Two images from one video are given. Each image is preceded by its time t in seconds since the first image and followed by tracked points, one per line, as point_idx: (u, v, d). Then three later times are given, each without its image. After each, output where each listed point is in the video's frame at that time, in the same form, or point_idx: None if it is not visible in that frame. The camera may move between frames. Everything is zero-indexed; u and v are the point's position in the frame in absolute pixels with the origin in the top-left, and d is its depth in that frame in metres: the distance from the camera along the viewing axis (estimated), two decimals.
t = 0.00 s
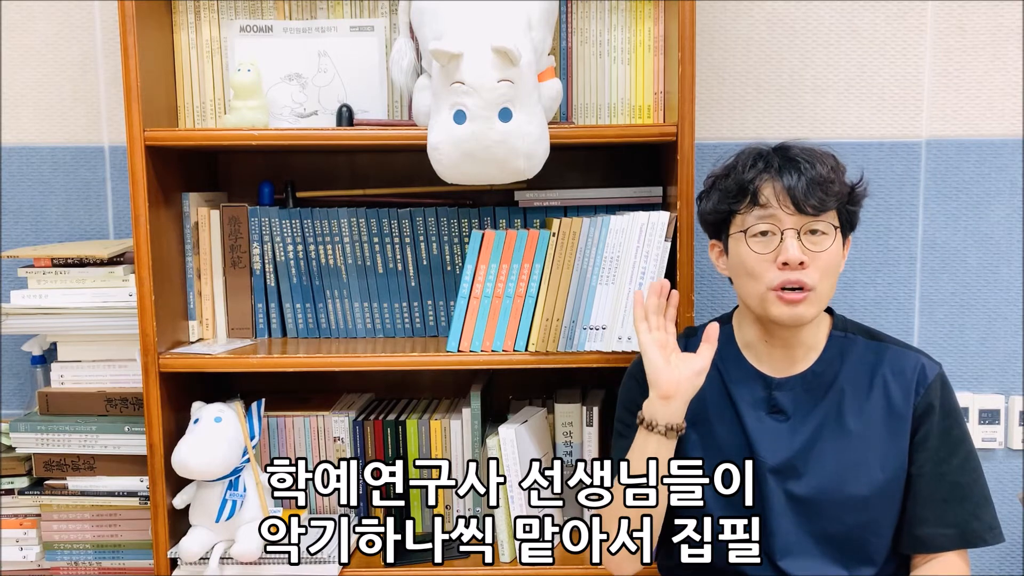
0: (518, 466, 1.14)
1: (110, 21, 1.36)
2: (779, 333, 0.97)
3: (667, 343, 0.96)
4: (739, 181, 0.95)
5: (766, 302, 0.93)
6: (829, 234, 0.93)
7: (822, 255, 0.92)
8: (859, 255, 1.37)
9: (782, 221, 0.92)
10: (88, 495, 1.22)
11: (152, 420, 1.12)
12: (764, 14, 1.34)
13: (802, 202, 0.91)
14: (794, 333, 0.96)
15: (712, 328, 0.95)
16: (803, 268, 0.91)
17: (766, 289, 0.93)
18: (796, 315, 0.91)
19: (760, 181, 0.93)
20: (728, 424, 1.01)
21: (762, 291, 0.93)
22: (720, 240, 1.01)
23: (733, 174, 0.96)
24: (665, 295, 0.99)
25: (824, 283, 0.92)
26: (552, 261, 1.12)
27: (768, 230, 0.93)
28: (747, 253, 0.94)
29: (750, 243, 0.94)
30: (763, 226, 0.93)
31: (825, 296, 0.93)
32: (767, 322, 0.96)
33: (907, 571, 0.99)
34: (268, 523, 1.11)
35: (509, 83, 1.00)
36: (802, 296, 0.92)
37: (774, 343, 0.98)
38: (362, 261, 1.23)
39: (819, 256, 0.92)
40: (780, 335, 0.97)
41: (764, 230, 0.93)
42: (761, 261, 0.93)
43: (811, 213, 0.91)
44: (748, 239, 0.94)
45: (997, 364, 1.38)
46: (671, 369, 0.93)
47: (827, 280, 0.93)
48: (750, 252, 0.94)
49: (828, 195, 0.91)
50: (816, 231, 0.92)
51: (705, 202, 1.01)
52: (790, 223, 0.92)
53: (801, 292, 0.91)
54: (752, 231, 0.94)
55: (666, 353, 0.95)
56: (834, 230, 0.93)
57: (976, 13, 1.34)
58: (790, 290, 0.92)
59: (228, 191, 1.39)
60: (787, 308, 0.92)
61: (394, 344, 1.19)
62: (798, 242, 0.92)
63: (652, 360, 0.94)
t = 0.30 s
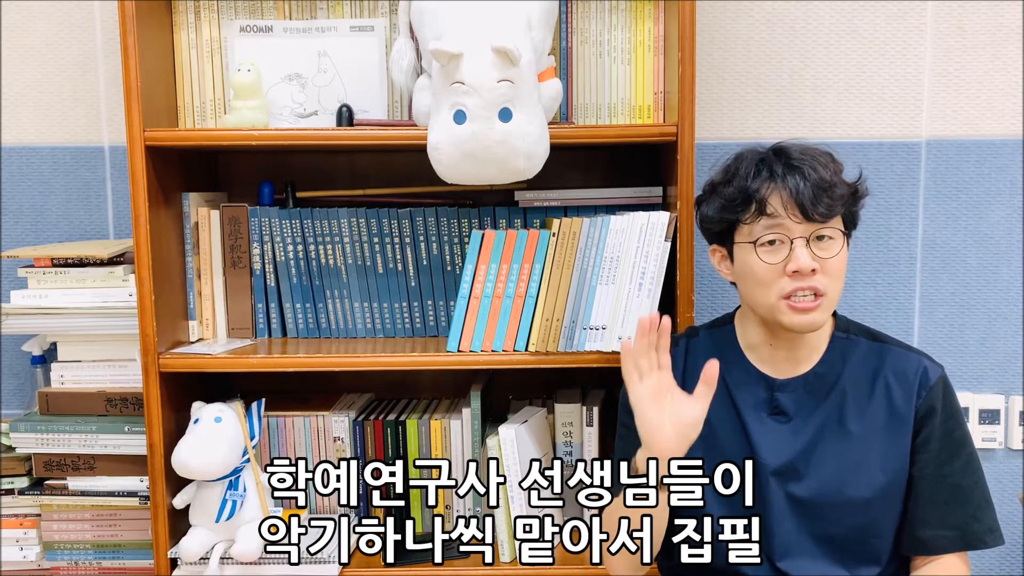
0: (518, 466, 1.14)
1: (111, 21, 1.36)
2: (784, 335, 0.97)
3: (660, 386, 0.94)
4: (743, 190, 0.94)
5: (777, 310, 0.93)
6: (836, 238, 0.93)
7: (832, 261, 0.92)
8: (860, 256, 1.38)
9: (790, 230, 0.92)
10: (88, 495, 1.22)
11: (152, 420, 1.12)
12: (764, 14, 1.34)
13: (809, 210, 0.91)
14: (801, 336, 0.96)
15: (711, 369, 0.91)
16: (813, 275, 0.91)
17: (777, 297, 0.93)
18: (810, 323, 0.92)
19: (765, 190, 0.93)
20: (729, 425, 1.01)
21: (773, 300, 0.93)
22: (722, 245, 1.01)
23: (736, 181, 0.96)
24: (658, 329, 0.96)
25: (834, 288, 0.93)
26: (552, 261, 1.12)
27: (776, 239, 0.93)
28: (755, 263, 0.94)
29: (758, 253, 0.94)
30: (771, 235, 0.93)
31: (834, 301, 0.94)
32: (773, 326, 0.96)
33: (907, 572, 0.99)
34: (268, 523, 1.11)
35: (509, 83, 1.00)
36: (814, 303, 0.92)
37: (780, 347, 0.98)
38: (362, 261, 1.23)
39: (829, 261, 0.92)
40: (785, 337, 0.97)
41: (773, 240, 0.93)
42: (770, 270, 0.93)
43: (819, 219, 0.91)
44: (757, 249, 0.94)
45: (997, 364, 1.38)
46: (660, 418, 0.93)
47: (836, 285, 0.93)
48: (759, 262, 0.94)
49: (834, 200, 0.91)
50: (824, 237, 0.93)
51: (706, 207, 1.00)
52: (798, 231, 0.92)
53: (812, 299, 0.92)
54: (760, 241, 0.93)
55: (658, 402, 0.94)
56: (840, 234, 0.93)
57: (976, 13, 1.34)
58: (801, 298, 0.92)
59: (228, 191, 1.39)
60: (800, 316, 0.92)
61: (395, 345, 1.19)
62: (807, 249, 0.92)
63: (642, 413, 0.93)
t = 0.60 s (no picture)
0: (518, 466, 1.14)
1: (110, 21, 1.36)
2: (784, 334, 0.97)
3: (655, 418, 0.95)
4: (748, 184, 0.94)
5: (773, 305, 0.93)
6: (838, 238, 0.93)
7: (831, 259, 0.92)
8: (860, 255, 1.38)
9: (792, 225, 0.92)
10: (88, 495, 1.22)
11: (151, 420, 1.12)
12: (764, 14, 1.34)
13: (813, 207, 0.91)
14: (800, 334, 0.96)
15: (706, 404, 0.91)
16: (811, 271, 0.92)
17: (774, 292, 0.93)
18: (803, 319, 0.92)
19: (771, 184, 0.93)
20: (730, 425, 1.01)
21: (770, 294, 0.93)
22: (723, 238, 1.01)
23: (742, 174, 0.96)
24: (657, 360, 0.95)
25: (832, 286, 0.93)
26: (552, 261, 1.12)
27: (777, 233, 0.93)
28: (755, 256, 0.94)
29: (759, 246, 0.94)
30: (772, 229, 0.93)
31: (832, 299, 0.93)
32: (772, 322, 0.96)
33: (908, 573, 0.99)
34: (268, 524, 1.11)
35: (509, 83, 1.00)
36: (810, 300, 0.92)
37: (778, 346, 0.98)
38: (362, 261, 1.23)
39: (828, 259, 0.92)
40: (785, 336, 0.97)
41: (774, 233, 0.93)
42: (770, 264, 0.93)
43: (822, 217, 0.91)
44: (757, 242, 0.94)
45: (997, 364, 1.38)
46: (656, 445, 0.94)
47: (834, 283, 0.93)
48: (759, 255, 0.94)
49: (839, 199, 0.91)
50: (825, 235, 0.93)
51: (711, 199, 1.00)
52: (800, 226, 0.92)
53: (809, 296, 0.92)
54: (761, 233, 0.94)
55: (653, 434, 0.94)
56: (842, 233, 0.93)
57: (976, 13, 1.34)
58: (797, 293, 0.92)
59: (228, 191, 1.39)
60: (795, 313, 0.92)
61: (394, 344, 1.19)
62: (808, 246, 0.92)
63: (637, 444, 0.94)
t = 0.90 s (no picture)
0: (518, 466, 1.14)
1: (110, 21, 1.36)
2: (784, 332, 0.97)
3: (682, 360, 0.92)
4: (745, 179, 0.95)
5: (770, 299, 0.93)
6: (835, 232, 0.93)
7: (828, 252, 0.92)
8: (860, 255, 1.38)
9: (788, 218, 0.92)
10: (88, 495, 1.22)
11: (151, 420, 1.12)
12: (764, 14, 1.34)
13: (808, 199, 0.91)
14: (800, 331, 0.96)
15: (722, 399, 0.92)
16: (809, 264, 0.91)
17: (771, 286, 0.93)
18: (802, 312, 0.91)
19: (767, 179, 0.94)
20: (730, 425, 1.01)
21: (767, 288, 0.93)
22: (724, 238, 1.01)
23: (739, 172, 0.96)
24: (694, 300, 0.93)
25: (831, 279, 0.92)
26: (552, 261, 1.12)
27: (774, 227, 0.93)
28: (752, 250, 0.94)
29: (756, 240, 0.94)
30: (769, 223, 0.93)
31: (831, 293, 0.93)
32: (771, 319, 0.96)
33: (908, 573, 0.99)
34: (268, 523, 1.11)
35: (509, 83, 1.00)
36: (808, 293, 0.91)
37: (779, 343, 0.98)
38: (362, 261, 1.23)
39: (826, 252, 0.92)
40: (784, 334, 0.97)
41: (770, 227, 0.93)
42: (766, 257, 0.93)
43: (818, 209, 0.91)
44: (754, 236, 0.94)
45: (997, 364, 1.38)
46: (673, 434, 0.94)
47: (833, 276, 0.92)
48: (756, 249, 0.94)
49: (834, 193, 0.91)
50: (822, 228, 0.92)
51: (711, 199, 1.01)
52: (796, 219, 0.92)
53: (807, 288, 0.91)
54: (758, 228, 0.94)
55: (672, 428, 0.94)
56: (840, 228, 0.93)
57: (976, 13, 1.34)
58: (795, 286, 0.92)
59: (228, 191, 1.39)
60: (793, 305, 0.91)
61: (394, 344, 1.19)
62: (804, 239, 0.92)
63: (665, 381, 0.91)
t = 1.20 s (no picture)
0: (518, 466, 1.14)
1: (110, 21, 1.36)
2: (787, 332, 0.97)
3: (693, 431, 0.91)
4: (752, 178, 0.94)
5: (775, 298, 0.93)
6: (840, 233, 0.93)
7: (833, 253, 0.92)
8: (861, 255, 1.37)
9: (794, 219, 0.92)
10: (88, 495, 1.22)
11: (151, 420, 1.12)
12: (764, 14, 1.34)
13: (816, 201, 0.91)
14: (804, 330, 0.96)
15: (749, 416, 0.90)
16: (814, 265, 0.92)
17: (776, 285, 0.93)
18: (806, 313, 0.92)
19: (775, 179, 0.93)
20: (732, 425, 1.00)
21: (773, 287, 0.93)
22: (728, 235, 1.01)
23: (747, 170, 0.96)
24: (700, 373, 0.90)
25: (834, 280, 0.93)
26: (552, 261, 1.12)
27: (780, 226, 0.93)
28: (759, 249, 0.94)
29: (762, 239, 0.94)
30: (776, 222, 0.93)
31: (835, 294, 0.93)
32: (775, 318, 0.96)
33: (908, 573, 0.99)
34: (268, 523, 1.11)
35: (509, 83, 1.00)
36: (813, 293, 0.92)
37: (782, 343, 0.98)
38: (362, 261, 1.23)
39: (830, 253, 0.92)
40: (788, 333, 0.97)
41: (777, 227, 0.93)
42: (772, 257, 0.93)
43: (824, 211, 0.91)
44: (761, 235, 0.94)
45: (998, 365, 1.38)
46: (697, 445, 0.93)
47: (837, 278, 0.93)
48: (762, 248, 0.94)
49: (842, 195, 0.91)
50: (828, 230, 0.93)
51: (716, 197, 1.00)
52: (802, 220, 0.92)
53: (811, 289, 0.92)
54: (764, 227, 0.94)
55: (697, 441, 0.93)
56: (845, 229, 0.93)
57: (976, 13, 1.34)
58: (801, 287, 0.92)
59: (228, 191, 1.39)
60: (798, 305, 0.92)
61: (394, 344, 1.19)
62: (810, 239, 0.92)
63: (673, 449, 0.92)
